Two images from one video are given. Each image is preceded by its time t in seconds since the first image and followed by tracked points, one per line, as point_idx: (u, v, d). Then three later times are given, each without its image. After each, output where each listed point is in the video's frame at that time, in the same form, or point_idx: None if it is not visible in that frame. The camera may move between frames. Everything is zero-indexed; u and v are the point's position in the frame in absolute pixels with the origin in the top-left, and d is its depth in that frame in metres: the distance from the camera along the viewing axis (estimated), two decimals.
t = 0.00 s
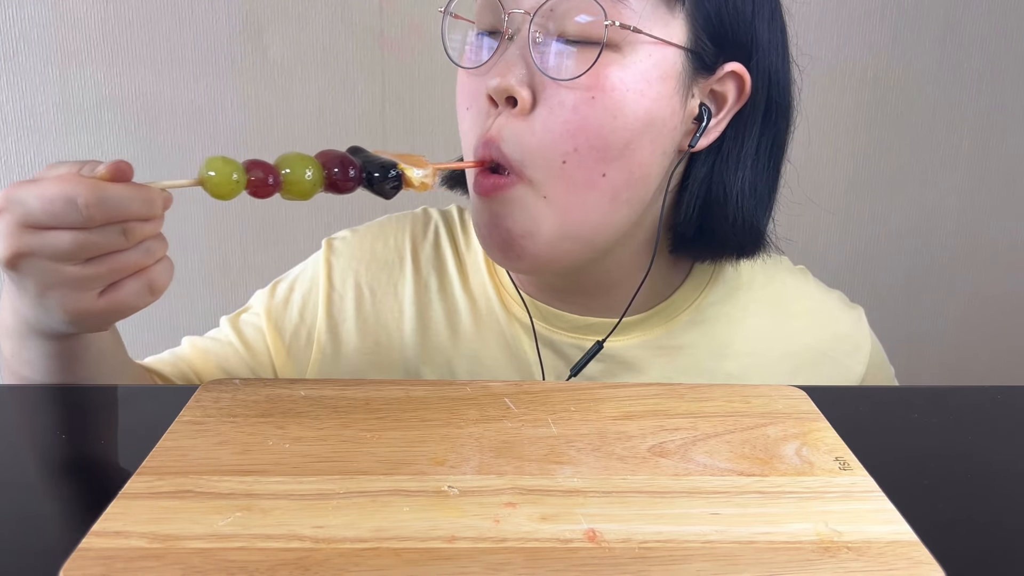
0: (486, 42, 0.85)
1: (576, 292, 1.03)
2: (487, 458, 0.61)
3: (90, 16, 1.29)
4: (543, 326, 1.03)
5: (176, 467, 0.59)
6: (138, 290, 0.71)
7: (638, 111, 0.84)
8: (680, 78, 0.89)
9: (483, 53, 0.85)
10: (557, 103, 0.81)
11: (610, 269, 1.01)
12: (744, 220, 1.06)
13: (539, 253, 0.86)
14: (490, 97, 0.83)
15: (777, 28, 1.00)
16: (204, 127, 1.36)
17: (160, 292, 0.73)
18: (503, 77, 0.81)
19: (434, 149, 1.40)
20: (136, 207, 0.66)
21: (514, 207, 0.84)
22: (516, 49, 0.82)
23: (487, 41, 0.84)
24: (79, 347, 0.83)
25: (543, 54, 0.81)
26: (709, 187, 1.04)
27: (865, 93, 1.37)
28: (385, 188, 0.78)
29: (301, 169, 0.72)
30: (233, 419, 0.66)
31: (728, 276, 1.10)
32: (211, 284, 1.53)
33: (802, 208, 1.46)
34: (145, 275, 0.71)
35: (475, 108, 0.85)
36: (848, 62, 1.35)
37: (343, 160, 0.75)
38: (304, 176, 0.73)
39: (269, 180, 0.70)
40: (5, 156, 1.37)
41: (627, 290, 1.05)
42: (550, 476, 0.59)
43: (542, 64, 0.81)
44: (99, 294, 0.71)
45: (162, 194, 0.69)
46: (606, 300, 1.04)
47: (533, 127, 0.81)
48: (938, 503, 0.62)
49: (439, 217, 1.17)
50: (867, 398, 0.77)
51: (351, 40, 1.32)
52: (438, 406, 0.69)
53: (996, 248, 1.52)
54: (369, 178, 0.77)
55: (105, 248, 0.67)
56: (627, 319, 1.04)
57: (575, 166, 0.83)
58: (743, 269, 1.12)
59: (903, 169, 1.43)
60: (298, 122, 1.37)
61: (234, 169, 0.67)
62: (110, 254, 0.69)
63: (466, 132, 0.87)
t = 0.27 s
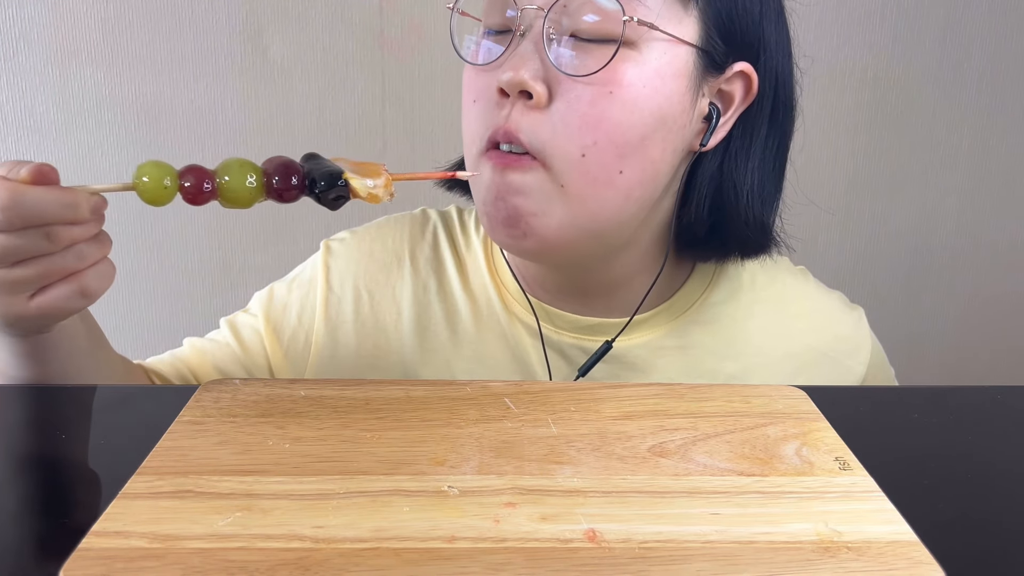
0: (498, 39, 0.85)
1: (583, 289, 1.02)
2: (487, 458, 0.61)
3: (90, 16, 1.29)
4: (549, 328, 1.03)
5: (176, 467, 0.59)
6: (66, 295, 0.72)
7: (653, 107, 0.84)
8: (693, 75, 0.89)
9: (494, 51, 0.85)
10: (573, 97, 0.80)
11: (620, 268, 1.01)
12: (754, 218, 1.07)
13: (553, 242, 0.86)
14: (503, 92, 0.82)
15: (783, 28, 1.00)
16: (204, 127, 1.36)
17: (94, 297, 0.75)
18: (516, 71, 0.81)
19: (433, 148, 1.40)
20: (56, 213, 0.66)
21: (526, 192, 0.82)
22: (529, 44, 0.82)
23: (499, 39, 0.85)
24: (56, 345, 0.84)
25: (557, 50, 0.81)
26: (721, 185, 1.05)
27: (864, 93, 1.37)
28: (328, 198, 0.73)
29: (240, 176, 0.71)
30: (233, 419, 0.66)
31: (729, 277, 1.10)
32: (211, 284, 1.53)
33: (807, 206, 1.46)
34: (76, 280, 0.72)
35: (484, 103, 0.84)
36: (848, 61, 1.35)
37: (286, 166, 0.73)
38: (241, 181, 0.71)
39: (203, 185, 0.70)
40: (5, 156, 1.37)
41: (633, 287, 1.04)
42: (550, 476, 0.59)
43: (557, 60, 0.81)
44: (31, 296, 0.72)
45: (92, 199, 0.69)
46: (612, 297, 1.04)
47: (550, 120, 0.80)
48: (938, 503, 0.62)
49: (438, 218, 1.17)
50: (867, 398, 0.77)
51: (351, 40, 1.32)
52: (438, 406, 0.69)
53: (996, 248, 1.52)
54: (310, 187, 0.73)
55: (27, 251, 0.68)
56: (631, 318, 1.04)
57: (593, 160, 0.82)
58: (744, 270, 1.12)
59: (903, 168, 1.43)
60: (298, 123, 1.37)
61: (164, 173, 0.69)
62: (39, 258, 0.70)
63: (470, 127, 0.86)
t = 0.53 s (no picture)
0: (495, 44, 0.84)
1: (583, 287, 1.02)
2: (487, 458, 0.61)
3: (89, 15, 1.29)
4: (551, 327, 1.03)
5: (176, 467, 0.59)
6: (42, 296, 0.75)
7: (653, 111, 0.84)
8: (692, 76, 0.89)
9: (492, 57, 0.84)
10: (572, 103, 0.80)
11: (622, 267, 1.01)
12: (756, 216, 1.07)
13: (552, 245, 0.86)
14: (503, 99, 0.82)
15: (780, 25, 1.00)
16: (204, 127, 1.36)
17: (71, 299, 0.78)
18: (516, 79, 0.80)
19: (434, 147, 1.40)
20: (26, 213, 0.70)
21: (524, 195, 0.83)
22: (527, 50, 0.81)
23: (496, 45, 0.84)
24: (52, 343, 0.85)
25: (556, 56, 0.80)
26: (720, 184, 1.05)
27: (865, 92, 1.37)
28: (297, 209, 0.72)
29: (209, 186, 0.73)
30: (233, 419, 0.66)
31: (730, 277, 1.10)
32: (211, 284, 1.53)
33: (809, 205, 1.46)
34: (53, 282, 0.76)
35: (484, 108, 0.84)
36: (848, 62, 1.35)
37: (259, 177, 0.73)
38: (213, 194, 0.73)
39: (175, 193, 0.73)
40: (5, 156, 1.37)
41: (634, 285, 1.05)
42: (550, 476, 0.59)
43: (556, 66, 0.80)
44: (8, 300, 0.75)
45: (61, 202, 0.72)
46: (612, 296, 1.04)
47: (551, 125, 0.81)
48: (938, 503, 0.62)
49: (438, 218, 1.17)
50: (867, 398, 0.77)
51: (351, 40, 1.32)
52: (438, 406, 0.69)
53: (996, 248, 1.52)
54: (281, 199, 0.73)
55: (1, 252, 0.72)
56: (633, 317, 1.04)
57: (592, 164, 0.82)
58: (743, 270, 1.12)
59: (903, 168, 1.43)
60: (298, 123, 1.37)
61: (135, 177, 0.73)
62: (16, 263, 0.73)
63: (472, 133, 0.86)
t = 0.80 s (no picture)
0: (495, 47, 0.84)
1: (587, 292, 1.02)
2: (487, 458, 0.61)
3: (89, 16, 1.29)
4: (555, 328, 1.03)
5: (176, 467, 0.59)
6: (47, 283, 0.77)
7: (654, 113, 0.84)
8: (692, 75, 0.89)
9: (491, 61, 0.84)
10: (571, 107, 0.81)
11: (625, 271, 1.01)
12: (755, 214, 1.07)
13: (552, 248, 0.88)
14: (504, 106, 0.83)
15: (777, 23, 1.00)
16: (204, 127, 1.36)
17: (76, 289, 0.79)
18: (516, 84, 0.81)
19: (434, 146, 1.40)
20: (32, 199, 0.72)
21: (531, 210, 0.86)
22: (527, 52, 0.81)
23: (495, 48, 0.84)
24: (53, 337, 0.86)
25: (557, 57, 0.80)
26: (718, 181, 1.05)
27: (864, 93, 1.37)
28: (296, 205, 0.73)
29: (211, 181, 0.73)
30: (233, 419, 0.66)
31: (730, 276, 1.10)
32: (211, 284, 1.53)
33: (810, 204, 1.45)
34: (59, 270, 0.78)
35: (486, 114, 0.85)
36: (848, 62, 1.35)
37: (259, 173, 0.73)
38: (213, 188, 0.73)
39: (177, 185, 0.74)
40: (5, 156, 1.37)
41: (636, 286, 1.05)
42: (550, 476, 0.59)
43: (556, 69, 0.81)
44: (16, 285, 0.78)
45: (71, 189, 0.73)
46: (615, 297, 1.04)
47: (548, 133, 0.82)
48: (938, 503, 0.62)
49: (438, 218, 1.17)
50: (867, 398, 0.77)
51: (351, 40, 1.32)
52: (438, 406, 0.69)
53: (996, 248, 1.52)
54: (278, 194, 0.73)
55: (10, 237, 0.74)
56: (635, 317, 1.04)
57: (592, 173, 0.84)
58: (743, 269, 1.12)
59: (903, 169, 1.43)
60: (298, 123, 1.37)
61: (143, 168, 0.75)
62: (23, 247, 0.76)
63: (476, 140, 0.87)
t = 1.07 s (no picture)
0: (495, 53, 0.84)
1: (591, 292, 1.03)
2: (487, 458, 0.61)
3: (89, 16, 1.29)
4: (559, 329, 1.03)
5: (176, 467, 0.59)
6: (51, 280, 0.78)
7: (656, 116, 0.85)
8: (692, 78, 0.89)
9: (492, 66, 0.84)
10: (575, 113, 0.81)
11: (630, 265, 1.01)
12: (757, 212, 1.07)
13: (561, 250, 0.88)
14: (506, 110, 0.82)
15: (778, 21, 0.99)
16: (204, 127, 1.36)
17: (81, 286, 0.79)
18: (518, 90, 0.80)
19: (435, 145, 1.40)
20: (35, 196, 0.72)
21: (539, 210, 0.85)
22: (527, 60, 0.81)
23: (496, 54, 0.84)
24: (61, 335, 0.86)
25: (557, 65, 0.80)
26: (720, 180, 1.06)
27: (865, 93, 1.37)
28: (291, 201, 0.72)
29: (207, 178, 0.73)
30: (233, 419, 0.67)
31: (731, 276, 1.10)
32: (211, 284, 1.53)
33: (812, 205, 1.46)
34: (64, 267, 0.78)
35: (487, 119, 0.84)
36: (848, 62, 1.35)
37: (258, 169, 0.73)
38: (212, 184, 0.73)
39: (177, 182, 0.74)
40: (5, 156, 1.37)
41: (638, 286, 1.05)
42: (549, 476, 0.59)
43: (556, 75, 0.80)
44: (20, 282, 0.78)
45: (74, 186, 0.73)
46: (617, 297, 1.04)
47: (556, 138, 0.81)
48: (938, 503, 0.62)
49: (438, 219, 1.17)
50: (867, 398, 0.77)
51: (351, 40, 1.32)
52: (438, 406, 0.69)
53: (996, 247, 1.52)
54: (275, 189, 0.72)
55: (15, 233, 0.74)
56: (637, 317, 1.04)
57: (600, 172, 0.83)
58: (744, 268, 1.12)
59: (903, 169, 1.43)
60: (298, 123, 1.37)
61: (145, 164, 0.75)
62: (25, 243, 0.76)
63: (476, 145, 0.87)
